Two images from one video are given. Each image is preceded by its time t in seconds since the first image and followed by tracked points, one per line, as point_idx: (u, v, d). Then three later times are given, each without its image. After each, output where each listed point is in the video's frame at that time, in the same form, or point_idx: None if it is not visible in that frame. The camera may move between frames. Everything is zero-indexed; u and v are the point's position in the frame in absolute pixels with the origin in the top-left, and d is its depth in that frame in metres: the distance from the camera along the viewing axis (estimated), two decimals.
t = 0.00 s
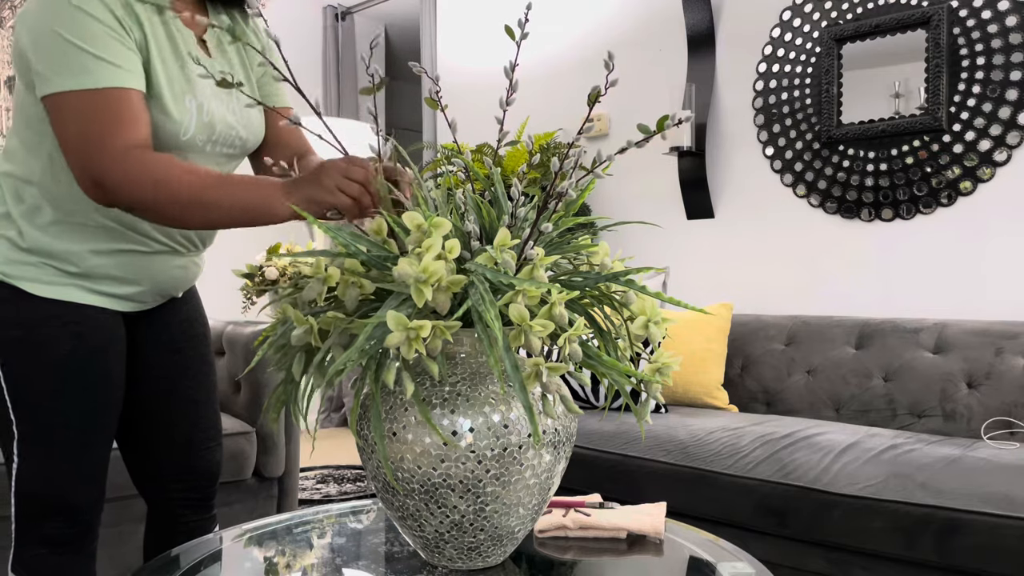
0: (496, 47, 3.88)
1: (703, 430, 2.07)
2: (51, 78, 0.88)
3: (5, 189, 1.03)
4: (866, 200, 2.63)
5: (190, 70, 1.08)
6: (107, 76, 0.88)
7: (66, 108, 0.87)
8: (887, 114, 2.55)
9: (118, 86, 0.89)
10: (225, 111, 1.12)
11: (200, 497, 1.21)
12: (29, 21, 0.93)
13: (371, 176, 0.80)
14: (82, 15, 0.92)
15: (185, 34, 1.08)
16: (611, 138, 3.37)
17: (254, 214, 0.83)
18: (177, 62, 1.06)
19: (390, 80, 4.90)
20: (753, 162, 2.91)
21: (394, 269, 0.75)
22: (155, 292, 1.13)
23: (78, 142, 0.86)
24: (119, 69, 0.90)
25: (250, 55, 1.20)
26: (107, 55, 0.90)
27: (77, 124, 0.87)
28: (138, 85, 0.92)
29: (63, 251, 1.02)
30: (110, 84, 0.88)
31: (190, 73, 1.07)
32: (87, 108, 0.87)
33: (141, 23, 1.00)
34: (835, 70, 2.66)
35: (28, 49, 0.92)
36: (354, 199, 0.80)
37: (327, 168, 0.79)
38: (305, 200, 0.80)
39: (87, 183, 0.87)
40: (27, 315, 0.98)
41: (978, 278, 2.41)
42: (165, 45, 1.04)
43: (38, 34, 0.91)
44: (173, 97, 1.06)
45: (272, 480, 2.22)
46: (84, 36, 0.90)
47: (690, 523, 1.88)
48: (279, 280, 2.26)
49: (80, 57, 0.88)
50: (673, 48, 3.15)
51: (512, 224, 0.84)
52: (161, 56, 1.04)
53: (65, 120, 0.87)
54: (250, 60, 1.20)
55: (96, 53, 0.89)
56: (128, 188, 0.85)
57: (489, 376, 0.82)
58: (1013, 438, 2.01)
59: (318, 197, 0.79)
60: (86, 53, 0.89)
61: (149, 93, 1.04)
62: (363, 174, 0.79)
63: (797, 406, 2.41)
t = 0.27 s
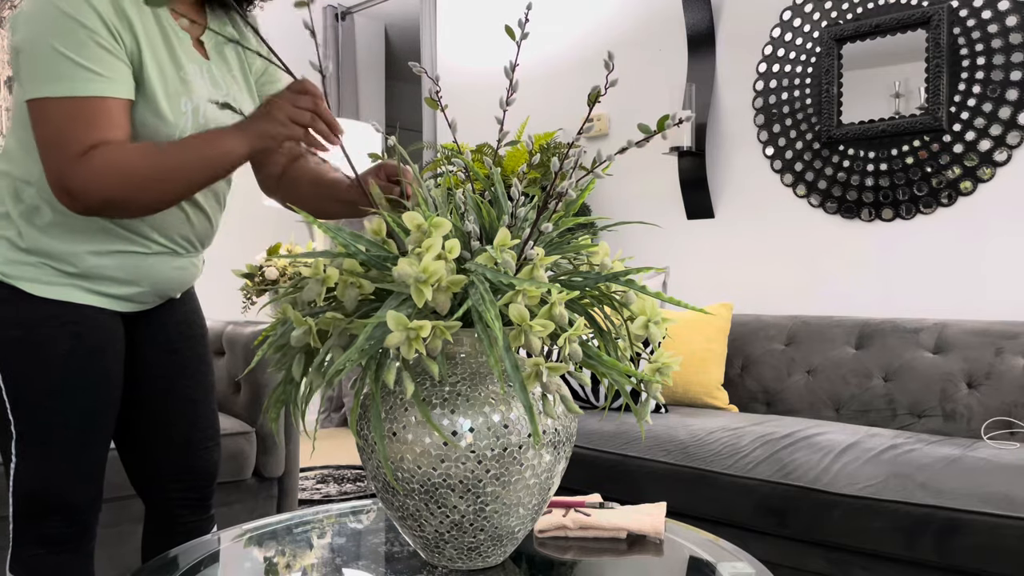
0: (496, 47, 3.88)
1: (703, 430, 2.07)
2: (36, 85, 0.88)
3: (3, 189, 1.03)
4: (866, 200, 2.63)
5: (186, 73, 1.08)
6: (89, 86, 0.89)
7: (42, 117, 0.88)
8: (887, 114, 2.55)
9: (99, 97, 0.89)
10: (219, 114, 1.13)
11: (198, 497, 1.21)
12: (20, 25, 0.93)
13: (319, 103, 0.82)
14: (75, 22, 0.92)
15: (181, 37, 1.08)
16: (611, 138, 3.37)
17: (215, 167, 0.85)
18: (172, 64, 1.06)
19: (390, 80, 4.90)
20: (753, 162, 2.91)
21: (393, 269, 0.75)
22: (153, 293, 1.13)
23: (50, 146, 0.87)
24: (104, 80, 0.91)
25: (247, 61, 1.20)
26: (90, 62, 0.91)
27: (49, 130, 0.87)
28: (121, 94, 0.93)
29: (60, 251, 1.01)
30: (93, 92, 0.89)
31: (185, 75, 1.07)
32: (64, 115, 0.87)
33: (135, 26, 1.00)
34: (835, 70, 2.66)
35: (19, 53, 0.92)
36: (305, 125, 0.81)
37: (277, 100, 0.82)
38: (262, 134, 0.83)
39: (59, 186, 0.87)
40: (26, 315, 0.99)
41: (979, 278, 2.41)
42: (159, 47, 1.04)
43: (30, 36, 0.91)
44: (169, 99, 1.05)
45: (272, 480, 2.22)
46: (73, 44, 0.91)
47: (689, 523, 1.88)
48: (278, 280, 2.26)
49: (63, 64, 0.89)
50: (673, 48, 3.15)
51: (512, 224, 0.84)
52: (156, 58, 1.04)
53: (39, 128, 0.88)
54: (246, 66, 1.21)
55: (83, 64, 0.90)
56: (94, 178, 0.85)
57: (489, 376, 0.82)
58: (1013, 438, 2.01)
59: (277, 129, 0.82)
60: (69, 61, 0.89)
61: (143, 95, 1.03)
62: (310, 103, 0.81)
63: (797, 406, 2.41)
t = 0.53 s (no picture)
0: (496, 47, 3.88)
1: (703, 430, 2.07)
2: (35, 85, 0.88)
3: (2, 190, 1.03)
4: (866, 200, 2.63)
5: (185, 73, 1.08)
6: (86, 85, 0.89)
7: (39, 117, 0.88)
8: (887, 114, 2.55)
9: (95, 95, 0.89)
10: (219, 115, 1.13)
11: (197, 497, 1.21)
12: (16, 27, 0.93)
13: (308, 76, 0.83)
14: (72, 22, 0.92)
15: (180, 38, 1.08)
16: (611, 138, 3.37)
17: (208, 150, 0.86)
18: (171, 64, 1.06)
19: (390, 80, 4.90)
20: (753, 162, 2.91)
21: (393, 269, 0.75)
22: (151, 293, 1.13)
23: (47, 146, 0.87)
24: (99, 80, 0.90)
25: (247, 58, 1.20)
26: (87, 61, 0.91)
27: (46, 129, 0.88)
28: (119, 92, 0.93)
29: (56, 252, 1.01)
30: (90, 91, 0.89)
31: (184, 75, 1.07)
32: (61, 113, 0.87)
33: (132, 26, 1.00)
34: (835, 70, 2.66)
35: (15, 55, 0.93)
36: (295, 99, 0.83)
37: (263, 75, 0.83)
38: (251, 111, 0.84)
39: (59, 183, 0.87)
40: (24, 316, 0.99)
41: (979, 277, 2.41)
42: (158, 47, 1.04)
43: (27, 38, 0.91)
44: (168, 99, 1.05)
45: (272, 480, 2.22)
46: (70, 43, 0.90)
47: (689, 523, 1.88)
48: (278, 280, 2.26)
49: (60, 63, 0.89)
50: (673, 48, 3.15)
51: (512, 224, 0.84)
52: (155, 60, 1.04)
53: (36, 128, 0.88)
54: (246, 64, 1.21)
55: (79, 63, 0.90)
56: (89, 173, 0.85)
57: (489, 376, 0.82)
58: (1013, 438, 2.01)
59: (266, 104, 0.83)
60: (66, 60, 0.89)
61: (141, 96, 1.03)
62: (298, 77, 0.83)
63: (797, 406, 2.41)
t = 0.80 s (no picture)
0: (496, 47, 3.88)
1: (703, 430, 2.07)
2: (39, 85, 0.88)
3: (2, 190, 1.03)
4: (866, 200, 2.63)
5: (186, 73, 1.08)
6: (91, 85, 0.89)
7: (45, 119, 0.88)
8: (887, 115, 2.55)
9: (102, 96, 0.89)
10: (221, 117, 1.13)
11: (198, 497, 1.21)
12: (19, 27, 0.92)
13: (321, 87, 0.84)
14: (75, 22, 0.92)
15: (183, 39, 1.08)
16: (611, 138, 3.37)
17: (219, 156, 0.86)
18: (173, 65, 1.06)
19: (389, 80, 4.90)
20: (753, 162, 2.91)
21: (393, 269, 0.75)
22: (151, 294, 1.13)
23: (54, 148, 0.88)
24: (104, 78, 0.90)
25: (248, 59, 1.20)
26: (92, 61, 0.91)
27: (52, 131, 0.88)
28: (124, 93, 0.93)
29: (57, 252, 1.01)
30: (95, 91, 0.89)
31: (186, 76, 1.07)
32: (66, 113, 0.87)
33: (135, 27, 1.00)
34: (835, 70, 2.66)
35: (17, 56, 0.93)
36: (309, 110, 0.83)
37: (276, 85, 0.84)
38: (262, 120, 0.84)
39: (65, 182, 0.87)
40: (24, 316, 0.99)
41: (980, 277, 2.41)
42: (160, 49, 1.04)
43: (29, 38, 0.91)
44: (170, 101, 1.05)
45: (272, 480, 2.22)
46: (74, 43, 0.90)
47: (689, 523, 1.88)
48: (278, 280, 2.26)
49: (65, 63, 0.89)
50: (673, 48, 3.15)
51: (512, 224, 0.84)
52: (158, 61, 1.04)
53: (43, 129, 0.88)
54: (246, 65, 1.21)
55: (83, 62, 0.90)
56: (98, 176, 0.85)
57: (489, 376, 0.82)
58: (1013, 438, 2.01)
59: (279, 114, 0.84)
60: (71, 60, 0.89)
61: (144, 97, 1.03)
62: (312, 87, 0.83)
63: (797, 406, 2.41)
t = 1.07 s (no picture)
0: (496, 47, 3.88)
1: (703, 430, 2.07)
2: (43, 86, 0.88)
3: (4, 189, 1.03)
4: (866, 200, 2.63)
5: (189, 75, 1.08)
6: (95, 86, 0.89)
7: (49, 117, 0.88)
8: (887, 114, 2.55)
9: (106, 97, 0.90)
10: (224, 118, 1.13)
11: (198, 497, 1.21)
12: (22, 27, 0.93)
13: (315, 71, 0.84)
14: (79, 23, 0.92)
15: (186, 40, 1.08)
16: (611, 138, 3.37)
17: (218, 145, 0.86)
18: (177, 67, 1.06)
19: (389, 79, 4.90)
20: (753, 162, 2.91)
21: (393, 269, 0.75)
22: (153, 294, 1.13)
23: (59, 146, 0.87)
24: (108, 80, 0.91)
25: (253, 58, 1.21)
26: (97, 62, 0.91)
27: (56, 129, 0.87)
28: (128, 94, 0.93)
29: (59, 252, 1.01)
30: (99, 92, 0.89)
31: (190, 78, 1.08)
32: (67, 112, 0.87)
33: (139, 29, 1.00)
34: (835, 70, 2.66)
35: (20, 55, 0.93)
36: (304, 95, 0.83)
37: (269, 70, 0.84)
38: (259, 105, 0.84)
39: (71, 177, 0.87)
40: (25, 315, 0.99)
41: (981, 277, 2.40)
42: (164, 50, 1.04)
43: (31, 38, 0.91)
44: (173, 102, 1.05)
45: (272, 480, 2.22)
46: (79, 44, 0.90)
47: (690, 523, 1.88)
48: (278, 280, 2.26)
49: (69, 64, 0.89)
50: (673, 48, 3.15)
51: (512, 224, 0.84)
52: (162, 62, 1.04)
53: (45, 129, 0.88)
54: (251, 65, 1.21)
55: (89, 63, 0.90)
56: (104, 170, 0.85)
57: (489, 376, 0.82)
58: (1013, 438, 2.01)
59: (275, 99, 0.84)
60: (75, 61, 0.89)
61: (148, 99, 1.03)
62: (305, 73, 0.83)
63: (797, 406, 2.41)
